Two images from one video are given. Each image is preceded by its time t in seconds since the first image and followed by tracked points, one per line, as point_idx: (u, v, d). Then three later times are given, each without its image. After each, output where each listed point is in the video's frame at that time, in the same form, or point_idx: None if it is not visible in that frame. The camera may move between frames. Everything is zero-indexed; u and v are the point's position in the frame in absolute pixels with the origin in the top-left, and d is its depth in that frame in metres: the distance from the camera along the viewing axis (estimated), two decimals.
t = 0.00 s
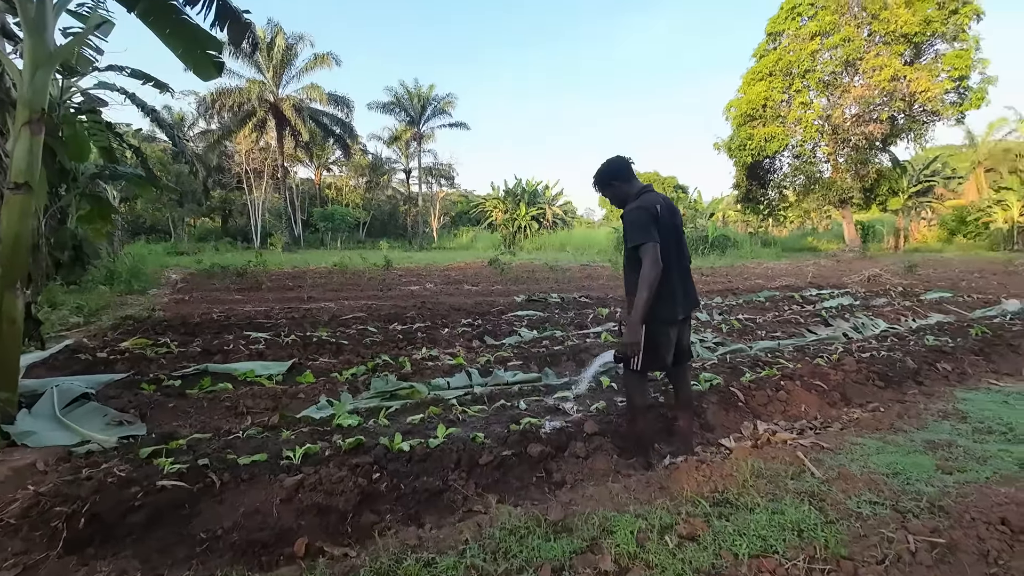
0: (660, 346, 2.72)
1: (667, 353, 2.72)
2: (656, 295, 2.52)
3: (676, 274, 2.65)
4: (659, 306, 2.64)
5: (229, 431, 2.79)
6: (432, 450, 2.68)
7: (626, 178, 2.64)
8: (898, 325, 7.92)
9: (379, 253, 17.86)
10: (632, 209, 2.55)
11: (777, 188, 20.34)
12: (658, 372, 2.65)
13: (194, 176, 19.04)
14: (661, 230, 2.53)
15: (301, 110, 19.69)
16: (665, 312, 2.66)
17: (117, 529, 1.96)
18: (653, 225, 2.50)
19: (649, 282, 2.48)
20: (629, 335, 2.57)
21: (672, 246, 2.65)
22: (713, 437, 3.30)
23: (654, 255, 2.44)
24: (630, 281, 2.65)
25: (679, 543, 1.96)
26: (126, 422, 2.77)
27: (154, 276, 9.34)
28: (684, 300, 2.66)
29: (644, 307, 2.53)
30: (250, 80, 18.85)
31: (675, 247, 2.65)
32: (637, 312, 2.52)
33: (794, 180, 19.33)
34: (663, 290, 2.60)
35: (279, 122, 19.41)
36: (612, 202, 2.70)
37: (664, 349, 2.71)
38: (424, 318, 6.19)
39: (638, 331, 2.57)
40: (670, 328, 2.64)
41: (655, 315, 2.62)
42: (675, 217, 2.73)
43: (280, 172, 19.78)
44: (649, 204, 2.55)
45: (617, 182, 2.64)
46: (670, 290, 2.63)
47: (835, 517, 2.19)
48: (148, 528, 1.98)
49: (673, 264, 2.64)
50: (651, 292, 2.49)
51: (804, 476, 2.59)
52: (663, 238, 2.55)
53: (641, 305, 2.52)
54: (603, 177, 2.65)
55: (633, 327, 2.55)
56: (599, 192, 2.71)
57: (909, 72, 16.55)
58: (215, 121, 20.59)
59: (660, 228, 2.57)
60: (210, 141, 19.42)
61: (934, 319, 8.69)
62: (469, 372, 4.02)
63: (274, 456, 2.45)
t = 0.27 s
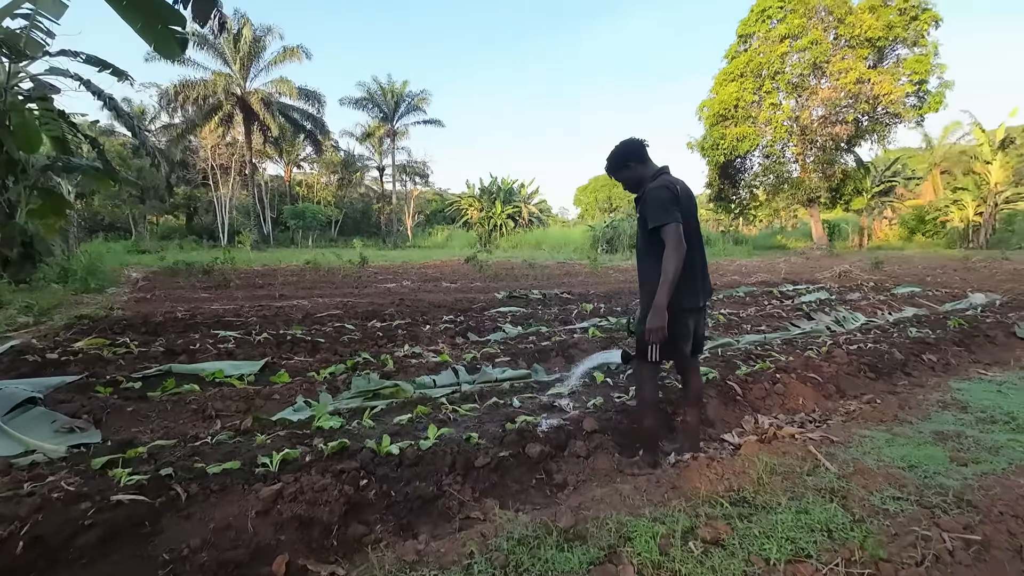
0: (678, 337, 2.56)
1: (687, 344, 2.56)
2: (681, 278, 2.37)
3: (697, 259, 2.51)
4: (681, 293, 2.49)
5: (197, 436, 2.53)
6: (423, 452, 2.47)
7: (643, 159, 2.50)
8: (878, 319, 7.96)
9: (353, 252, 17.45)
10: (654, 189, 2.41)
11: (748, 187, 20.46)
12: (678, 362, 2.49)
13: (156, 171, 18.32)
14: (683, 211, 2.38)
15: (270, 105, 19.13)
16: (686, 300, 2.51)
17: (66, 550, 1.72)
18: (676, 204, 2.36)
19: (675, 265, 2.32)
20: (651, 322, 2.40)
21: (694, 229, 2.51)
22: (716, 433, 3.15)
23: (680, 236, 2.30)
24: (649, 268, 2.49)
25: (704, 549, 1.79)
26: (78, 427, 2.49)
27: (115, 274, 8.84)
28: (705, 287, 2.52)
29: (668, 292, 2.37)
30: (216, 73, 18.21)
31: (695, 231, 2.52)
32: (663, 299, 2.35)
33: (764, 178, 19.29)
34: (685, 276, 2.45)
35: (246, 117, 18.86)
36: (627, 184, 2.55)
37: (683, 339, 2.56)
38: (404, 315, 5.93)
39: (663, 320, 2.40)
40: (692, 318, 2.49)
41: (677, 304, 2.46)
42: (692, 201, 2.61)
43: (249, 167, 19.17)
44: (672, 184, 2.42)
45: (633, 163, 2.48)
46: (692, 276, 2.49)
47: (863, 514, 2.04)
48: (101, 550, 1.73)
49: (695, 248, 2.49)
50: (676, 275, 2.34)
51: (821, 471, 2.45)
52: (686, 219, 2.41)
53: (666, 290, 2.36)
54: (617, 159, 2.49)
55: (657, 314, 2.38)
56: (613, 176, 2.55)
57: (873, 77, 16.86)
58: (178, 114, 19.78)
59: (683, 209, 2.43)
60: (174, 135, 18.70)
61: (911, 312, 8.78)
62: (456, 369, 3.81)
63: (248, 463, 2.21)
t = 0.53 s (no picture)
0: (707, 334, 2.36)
1: (716, 341, 2.37)
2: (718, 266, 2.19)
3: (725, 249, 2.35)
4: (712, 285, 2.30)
5: (149, 456, 2.16)
6: (416, 471, 2.15)
7: (666, 142, 2.34)
8: (867, 316, 7.85)
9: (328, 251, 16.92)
10: (684, 170, 2.24)
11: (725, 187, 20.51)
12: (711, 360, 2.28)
13: (119, 166, 17.51)
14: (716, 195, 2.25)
15: (240, 99, 18.48)
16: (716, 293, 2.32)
17: None
18: (709, 186, 2.21)
19: (715, 248, 2.15)
20: (688, 314, 2.19)
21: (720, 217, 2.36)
22: (733, 440, 2.89)
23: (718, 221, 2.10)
24: (678, 256, 2.29)
25: None
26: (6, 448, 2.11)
27: (70, 274, 8.26)
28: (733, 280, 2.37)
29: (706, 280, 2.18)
30: (183, 65, 17.49)
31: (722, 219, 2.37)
32: (701, 285, 2.16)
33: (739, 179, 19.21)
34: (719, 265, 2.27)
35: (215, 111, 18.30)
36: (648, 169, 2.37)
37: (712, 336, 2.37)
38: (385, 315, 5.55)
39: (699, 310, 2.19)
40: (721, 312, 2.31)
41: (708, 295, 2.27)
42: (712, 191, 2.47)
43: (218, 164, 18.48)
44: (701, 166, 2.27)
45: (660, 143, 2.32)
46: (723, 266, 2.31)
47: (925, 542, 1.80)
48: None
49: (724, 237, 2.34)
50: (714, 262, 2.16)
51: (863, 487, 2.20)
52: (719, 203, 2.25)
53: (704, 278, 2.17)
54: (642, 137, 2.31)
55: (694, 305, 2.18)
56: (635, 157, 2.35)
57: (845, 79, 16.94)
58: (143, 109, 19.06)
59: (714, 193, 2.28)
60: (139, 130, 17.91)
61: (897, 310, 8.71)
62: (444, 373, 3.47)
63: (207, 490, 1.87)
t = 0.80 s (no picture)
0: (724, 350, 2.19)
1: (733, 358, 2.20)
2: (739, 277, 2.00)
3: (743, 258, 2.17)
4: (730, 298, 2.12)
5: (87, 501, 1.86)
6: (402, 512, 1.89)
7: (680, 141, 2.16)
8: (844, 318, 7.85)
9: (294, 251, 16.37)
10: (701, 171, 2.06)
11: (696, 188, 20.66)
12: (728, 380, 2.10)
13: (70, 162, 16.59)
14: (734, 199, 2.07)
15: (201, 94, 17.75)
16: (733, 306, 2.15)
17: None
18: (729, 190, 2.02)
19: (735, 257, 1.97)
20: (705, 330, 2.01)
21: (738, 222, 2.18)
22: (740, 459, 2.71)
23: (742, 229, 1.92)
24: (693, 265, 2.12)
25: None
26: None
27: (13, 277, 7.67)
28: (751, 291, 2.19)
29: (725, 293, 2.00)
30: (139, 57, 16.69)
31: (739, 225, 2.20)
32: (720, 298, 1.98)
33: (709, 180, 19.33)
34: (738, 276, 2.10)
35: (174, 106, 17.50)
36: (660, 171, 2.19)
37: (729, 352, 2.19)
38: (358, 321, 5.24)
39: (718, 324, 2.01)
40: (740, 326, 2.13)
41: (726, 307, 2.09)
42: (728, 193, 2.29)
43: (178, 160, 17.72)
44: (718, 168, 2.09)
45: (673, 143, 2.13)
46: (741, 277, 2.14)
47: None
48: None
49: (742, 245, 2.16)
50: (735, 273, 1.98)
51: (891, 519, 2.05)
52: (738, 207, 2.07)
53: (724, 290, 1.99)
54: (654, 137, 2.12)
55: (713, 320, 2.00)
56: (646, 159, 2.16)
57: (809, 84, 17.16)
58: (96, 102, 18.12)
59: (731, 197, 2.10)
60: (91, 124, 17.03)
61: (871, 312, 8.76)
62: (426, 387, 3.21)
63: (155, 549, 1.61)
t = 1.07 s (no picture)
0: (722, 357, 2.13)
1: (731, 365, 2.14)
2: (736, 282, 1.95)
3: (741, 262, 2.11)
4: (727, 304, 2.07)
5: (38, 534, 1.71)
6: (390, 534, 1.78)
7: (676, 145, 2.10)
8: (816, 318, 7.97)
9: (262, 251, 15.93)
10: (696, 176, 2.01)
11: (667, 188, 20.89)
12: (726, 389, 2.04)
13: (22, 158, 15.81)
14: (731, 204, 2.02)
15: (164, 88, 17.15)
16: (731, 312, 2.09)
17: None
18: (725, 194, 1.97)
19: (733, 263, 1.91)
20: (702, 338, 1.96)
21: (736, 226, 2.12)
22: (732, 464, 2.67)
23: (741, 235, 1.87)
24: (690, 271, 2.06)
25: None
26: None
27: None
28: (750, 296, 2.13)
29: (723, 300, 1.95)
30: (96, 49, 16.02)
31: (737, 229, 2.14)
32: (718, 305, 1.92)
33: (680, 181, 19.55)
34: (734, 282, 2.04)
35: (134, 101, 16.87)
36: (656, 176, 2.14)
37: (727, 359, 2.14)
38: (333, 326, 5.06)
39: (715, 332, 1.96)
40: (738, 332, 2.08)
41: (725, 313, 2.04)
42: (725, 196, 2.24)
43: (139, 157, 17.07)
44: (715, 171, 2.03)
45: (669, 148, 2.08)
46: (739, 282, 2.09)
47: None
48: None
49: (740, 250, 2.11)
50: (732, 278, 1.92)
51: (889, 527, 2.02)
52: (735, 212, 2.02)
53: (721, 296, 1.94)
54: (649, 141, 2.07)
55: (709, 328, 1.94)
56: (641, 163, 2.11)
57: (776, 88, 17.53)
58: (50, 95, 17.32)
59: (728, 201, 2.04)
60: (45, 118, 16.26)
61: (841, 311, 8.92)
62: (407, 396, 3.09)
63: None
